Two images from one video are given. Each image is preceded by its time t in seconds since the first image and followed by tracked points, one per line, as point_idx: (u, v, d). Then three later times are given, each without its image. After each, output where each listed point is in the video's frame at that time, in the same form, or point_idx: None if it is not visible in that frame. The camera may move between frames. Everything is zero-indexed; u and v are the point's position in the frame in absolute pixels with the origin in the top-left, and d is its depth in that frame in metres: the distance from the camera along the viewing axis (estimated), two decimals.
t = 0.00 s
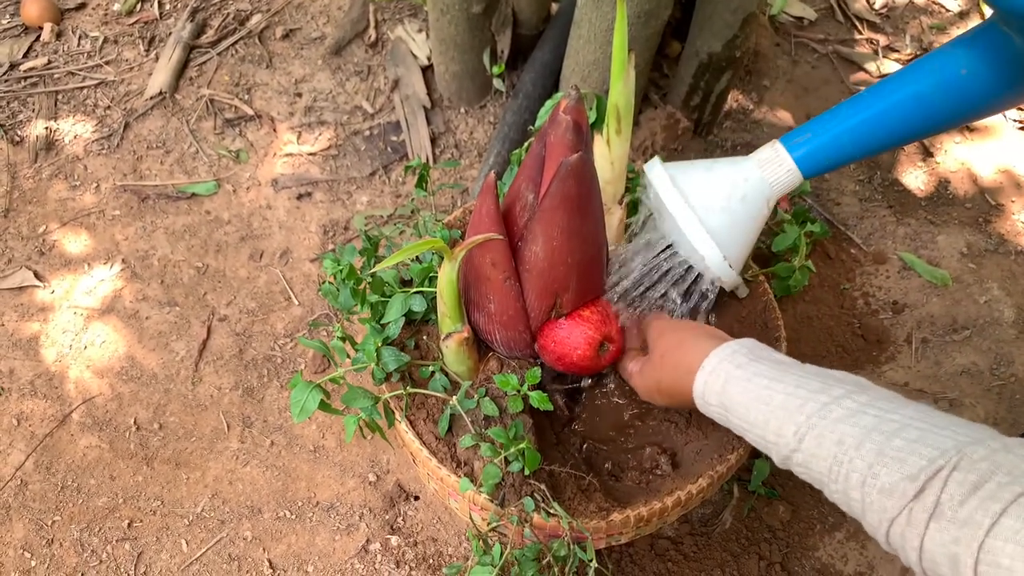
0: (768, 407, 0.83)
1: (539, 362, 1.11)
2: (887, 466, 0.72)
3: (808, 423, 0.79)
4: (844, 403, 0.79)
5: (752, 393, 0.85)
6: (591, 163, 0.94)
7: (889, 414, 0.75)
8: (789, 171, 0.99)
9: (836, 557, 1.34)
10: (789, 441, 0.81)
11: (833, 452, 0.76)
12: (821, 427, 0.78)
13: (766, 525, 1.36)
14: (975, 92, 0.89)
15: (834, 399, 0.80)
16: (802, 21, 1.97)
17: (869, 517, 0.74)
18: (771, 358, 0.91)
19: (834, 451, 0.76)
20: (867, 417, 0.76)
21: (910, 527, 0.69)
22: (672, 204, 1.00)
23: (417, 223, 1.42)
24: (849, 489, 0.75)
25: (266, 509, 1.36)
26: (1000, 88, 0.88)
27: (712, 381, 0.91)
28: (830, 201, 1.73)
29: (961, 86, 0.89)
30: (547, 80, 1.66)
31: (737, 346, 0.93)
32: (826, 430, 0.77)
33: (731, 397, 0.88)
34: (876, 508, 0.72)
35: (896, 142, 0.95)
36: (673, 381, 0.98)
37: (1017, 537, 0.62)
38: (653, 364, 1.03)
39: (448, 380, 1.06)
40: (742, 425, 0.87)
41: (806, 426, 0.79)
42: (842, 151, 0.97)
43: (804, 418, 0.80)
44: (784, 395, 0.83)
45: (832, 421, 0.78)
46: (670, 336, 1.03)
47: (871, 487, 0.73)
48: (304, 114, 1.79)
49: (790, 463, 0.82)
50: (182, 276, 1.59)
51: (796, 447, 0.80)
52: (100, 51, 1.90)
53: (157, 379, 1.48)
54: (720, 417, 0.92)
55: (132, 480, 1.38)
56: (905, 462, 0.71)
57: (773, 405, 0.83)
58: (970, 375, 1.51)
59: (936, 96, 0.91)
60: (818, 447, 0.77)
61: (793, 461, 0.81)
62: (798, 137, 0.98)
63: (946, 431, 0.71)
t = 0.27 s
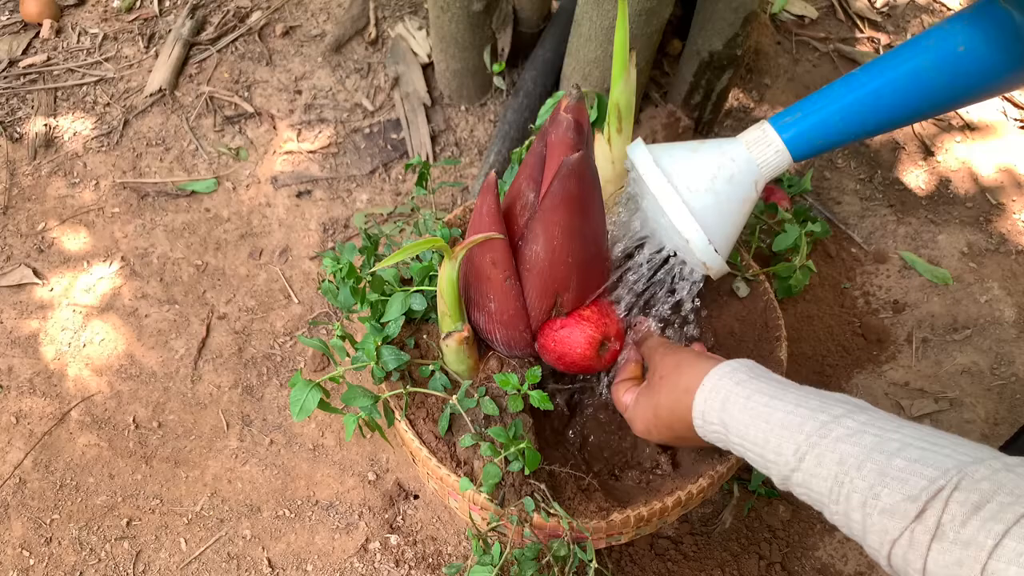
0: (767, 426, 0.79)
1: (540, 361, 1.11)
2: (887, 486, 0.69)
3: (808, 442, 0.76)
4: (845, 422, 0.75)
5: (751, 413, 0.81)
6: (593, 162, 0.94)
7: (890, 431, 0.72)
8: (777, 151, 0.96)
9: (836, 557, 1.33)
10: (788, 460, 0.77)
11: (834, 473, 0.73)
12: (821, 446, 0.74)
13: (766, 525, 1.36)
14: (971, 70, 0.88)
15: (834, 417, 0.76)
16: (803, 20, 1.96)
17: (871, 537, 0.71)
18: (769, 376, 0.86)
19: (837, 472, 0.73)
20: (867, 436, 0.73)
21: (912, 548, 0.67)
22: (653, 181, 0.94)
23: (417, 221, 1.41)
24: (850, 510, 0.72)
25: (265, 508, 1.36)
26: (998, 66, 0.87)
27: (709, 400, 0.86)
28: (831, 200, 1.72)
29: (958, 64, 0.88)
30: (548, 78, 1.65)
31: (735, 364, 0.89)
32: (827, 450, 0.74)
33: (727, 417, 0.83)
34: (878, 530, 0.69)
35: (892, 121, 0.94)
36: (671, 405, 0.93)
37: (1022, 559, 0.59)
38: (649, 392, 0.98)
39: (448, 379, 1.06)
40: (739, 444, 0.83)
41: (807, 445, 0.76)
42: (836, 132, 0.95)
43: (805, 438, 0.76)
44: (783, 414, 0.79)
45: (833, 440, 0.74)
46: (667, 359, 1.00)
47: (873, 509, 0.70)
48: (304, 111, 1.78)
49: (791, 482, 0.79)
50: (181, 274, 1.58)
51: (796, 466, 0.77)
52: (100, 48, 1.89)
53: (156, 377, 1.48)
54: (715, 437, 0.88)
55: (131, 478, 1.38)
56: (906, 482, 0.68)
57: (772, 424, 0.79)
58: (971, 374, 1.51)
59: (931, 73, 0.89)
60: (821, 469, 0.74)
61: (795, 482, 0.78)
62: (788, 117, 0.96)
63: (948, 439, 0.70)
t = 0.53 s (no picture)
0: (765, 418, 0.80)
1: (539, 357, 1.11)
2: (886, 477, 0.69)
3: (806, 434, 0.77)
4: (844, 415, 0.76)
5: (749, 405, 0.82)
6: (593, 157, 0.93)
7: (889, 424, 0.73)
8: (790, 139, 0.96)
9: (834, 555, 1.33)
10: (786, 452, 0.78)
11: (832, 464, 0.74)
12: (819, 438, 0.75)
13: (764, 522, 1.36)
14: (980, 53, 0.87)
15: (833, 410, 0.77)
16: (804, 17, 1.96)
17: (870, 530, 0.72)
18: (770, 369, 0.87)
19: (834, 463, 0.74)
20: (866, 428, 0.73)
21: (912, 541, 0.67)
22: (668, 170, 0.95)
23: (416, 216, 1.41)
24: (847, 502, 0.73)
25: (262, 503, 1.36)
26: (1004, 51, 0.87)
27: (707, 391, 0.88)
28: (831, 197, 1.72)
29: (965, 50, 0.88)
30: (548, 73, 1.65)
31: (735, 355, 0.89)
32: (824, 442, 0.75)
33: (726, 408, 0.85)
34: (877, 520, 0.70)
35: (904, 107, 0.94)
36: (670, 392, 0.95)
37: (1022, 553, 0.59)
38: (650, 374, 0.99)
39: (447, 375, 1.06)
40: (737, 437, 0.84)
41: (804, 437, 0.77)
42: (847, 120, 0.95)
43: (803, 430, 0.77)
44: (781, 406, 0.80)
45: (831, 432, 0.75)
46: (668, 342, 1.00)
47: (871, 502, 0.70)
48: (303, 106, 1.78)
49: (787, 474, 0.80)
50: (180, 269, 1.58)
51: (793, 458, 0.78)
52: (98, 41, 1.88)
53: (154, 371, 1.47)
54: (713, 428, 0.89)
55: (128, 473, 1.38)
56: (906, 474, 0.68)
57: (770, 416, 0.80)
58: (971, 372, 1.50)
59: (941, 59, 0.89)
60: (819, 460, 0.75)
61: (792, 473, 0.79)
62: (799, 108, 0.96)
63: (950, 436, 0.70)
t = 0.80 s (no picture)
0: (776, 416, 0.82)
1: (540, 358, 1.10)
2: (895, 473, 0.71)
3: (816, 431, 0.79)
4: (853, 413, 0.78)
5: (762, 400, 0.84)
6: (595, 157, 0.93)
7: (898, 424, 0.75)
8: (774, 151, 1.03)
9: (836, 556, 1.33)
10: (796, 449, 0.80)
11: (842, 461, 0.76)
12: (830, 436, 0.77)
13: (765, 523, 1.36)
14: (958, 82, 0.92)
15: (843, 408, 0.79)
16: (806, 17, 1.96)
17: (877, 527, 0.73)
18: (779, 368, 0.89)
19: (844, 460, 0.75)
20: (876, 426, 0.75)
21: (919, 536, 0.69)
22: (657, 177, 1.00)
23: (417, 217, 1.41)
24: (856, 498, 0.75)
25: (264, 503, 1.35)
26: (981, 75, 0.89)
27: (718, 389, 0.89)
28: (833, 197, 1.72)
29: (944, 76, 0.92)
30: (550, 74, 1.65)
31: (747, 354, 0.92)
32: (835, 439, 0.77)
33: (737, 405, 0.86)
34: (884, 516, 0.72)
35: (884, 126, 1.00)
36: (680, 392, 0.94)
37: None
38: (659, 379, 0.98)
39: (448, 375, 1.05)
40: (749, 432, 0.85)
41: (815, 434, 0.78)
42: (829, 135, 1.01)
43: (813, 427, 0.79)
44: (793, 404, 0.82)
45: (841, 430, 0.77)
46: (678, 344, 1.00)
47: (879, 498, 0.72)
48: (304, 106, 1.78)
49: (796, 471, 0.82)
50: (181, 269, 1.58)
51: (803, 455, 0.80)
52: (99, 41, 1.88)
53: (155, 372, 1.47)
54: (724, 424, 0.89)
55: (129, 474, 1.38)
56: (914, 469, 0.70)
57: (781, 414, 0.82)
58: (972, 373, 1.50)
59: (920, 83, 0.94)
60: (829, 456, 0.77)
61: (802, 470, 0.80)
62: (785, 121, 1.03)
63: (958, 437, 0.72)
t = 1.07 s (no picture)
0: (783, 415, 0.83)
1: (540, 354, 1.10)
2: (903, 471, 0.73)
3: (822, 430, 0.80)
4: (859, 413, 0.79)
5: (767, 400, 0.85)
6: (596, 151, 0.92)
7: (905, 424, 0.76)
8: (782, 145, 1.00)
9: (835, 553, 1.33)
10: (802, 448, 0.81)
11: (848, 459, 0.77)
12: (836, 434, 0.78)
13: (765, 520, 1.36)
14: (958, 91, 1.00)
15: (849, 408, 0.80)
16: (807, 14, 1.95)
17: (883, 526, 0.74)
18: (784, 369, 0.90)
19: (851, 459, 0.77)
20: (882, 425, 0.77)
21: (926, 534, 0.70)
22: (677, 155, 0.94)
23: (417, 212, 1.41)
24: (863, 496, 0.76)
25: (262, 500, 1.35)
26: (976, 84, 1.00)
27: (725, 388, 0.90)
28: (833, 195, 1.72)
29: (943, 86, 1.00)
30: (550, 70, 1.64)
31: (752, 354, 0.93)
32: (841, 438, 0.78)
33: (744, 403, 0.87)
34: (891, 513, 0.73)
35: (880, 133, 1.03)
36: (686, 392, 0.95)
37: None
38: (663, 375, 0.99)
39: (447, 372, 1.05)
40: (753, 432, 0.86)
41: (822, 433, 0.80)
42: (836, 134, 1.00)
43: (819, 426, 0.80)
44: (798, 403, 0.83)
45: (847, 429, 0.78)
46: (684, 341, 1.01)
47: (887, 495, 0.73)
48: (303, 102, 1.77)
49: (801, 469, 0.82)
50: (179, 265, 1.57)
51: (809, 454, 0.81)
52: (98, 37, 1.88)
53: (153, 368, 1.47)
54: (728, 424, 0.91)
55: (127, 470, 1.37)
56: (922, 468, 0.72)
57: (787, 413, 0.83)
58: (973, 371, 1.50)
59: (920, 91, 1.00)
60: (834, 454, 0.78)
61: (806, 468, 0.81)
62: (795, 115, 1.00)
63: (964, 437, 0.74)
